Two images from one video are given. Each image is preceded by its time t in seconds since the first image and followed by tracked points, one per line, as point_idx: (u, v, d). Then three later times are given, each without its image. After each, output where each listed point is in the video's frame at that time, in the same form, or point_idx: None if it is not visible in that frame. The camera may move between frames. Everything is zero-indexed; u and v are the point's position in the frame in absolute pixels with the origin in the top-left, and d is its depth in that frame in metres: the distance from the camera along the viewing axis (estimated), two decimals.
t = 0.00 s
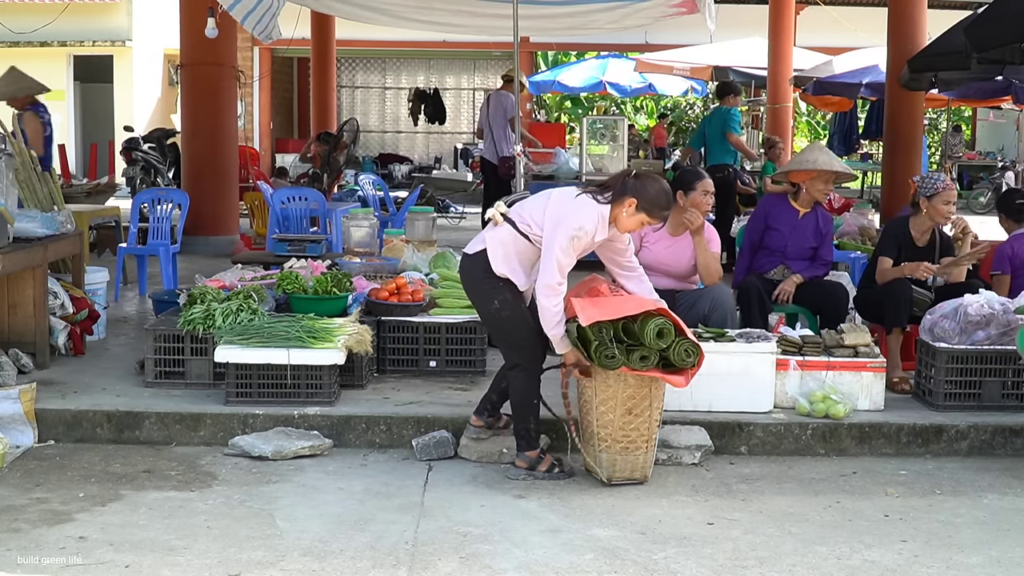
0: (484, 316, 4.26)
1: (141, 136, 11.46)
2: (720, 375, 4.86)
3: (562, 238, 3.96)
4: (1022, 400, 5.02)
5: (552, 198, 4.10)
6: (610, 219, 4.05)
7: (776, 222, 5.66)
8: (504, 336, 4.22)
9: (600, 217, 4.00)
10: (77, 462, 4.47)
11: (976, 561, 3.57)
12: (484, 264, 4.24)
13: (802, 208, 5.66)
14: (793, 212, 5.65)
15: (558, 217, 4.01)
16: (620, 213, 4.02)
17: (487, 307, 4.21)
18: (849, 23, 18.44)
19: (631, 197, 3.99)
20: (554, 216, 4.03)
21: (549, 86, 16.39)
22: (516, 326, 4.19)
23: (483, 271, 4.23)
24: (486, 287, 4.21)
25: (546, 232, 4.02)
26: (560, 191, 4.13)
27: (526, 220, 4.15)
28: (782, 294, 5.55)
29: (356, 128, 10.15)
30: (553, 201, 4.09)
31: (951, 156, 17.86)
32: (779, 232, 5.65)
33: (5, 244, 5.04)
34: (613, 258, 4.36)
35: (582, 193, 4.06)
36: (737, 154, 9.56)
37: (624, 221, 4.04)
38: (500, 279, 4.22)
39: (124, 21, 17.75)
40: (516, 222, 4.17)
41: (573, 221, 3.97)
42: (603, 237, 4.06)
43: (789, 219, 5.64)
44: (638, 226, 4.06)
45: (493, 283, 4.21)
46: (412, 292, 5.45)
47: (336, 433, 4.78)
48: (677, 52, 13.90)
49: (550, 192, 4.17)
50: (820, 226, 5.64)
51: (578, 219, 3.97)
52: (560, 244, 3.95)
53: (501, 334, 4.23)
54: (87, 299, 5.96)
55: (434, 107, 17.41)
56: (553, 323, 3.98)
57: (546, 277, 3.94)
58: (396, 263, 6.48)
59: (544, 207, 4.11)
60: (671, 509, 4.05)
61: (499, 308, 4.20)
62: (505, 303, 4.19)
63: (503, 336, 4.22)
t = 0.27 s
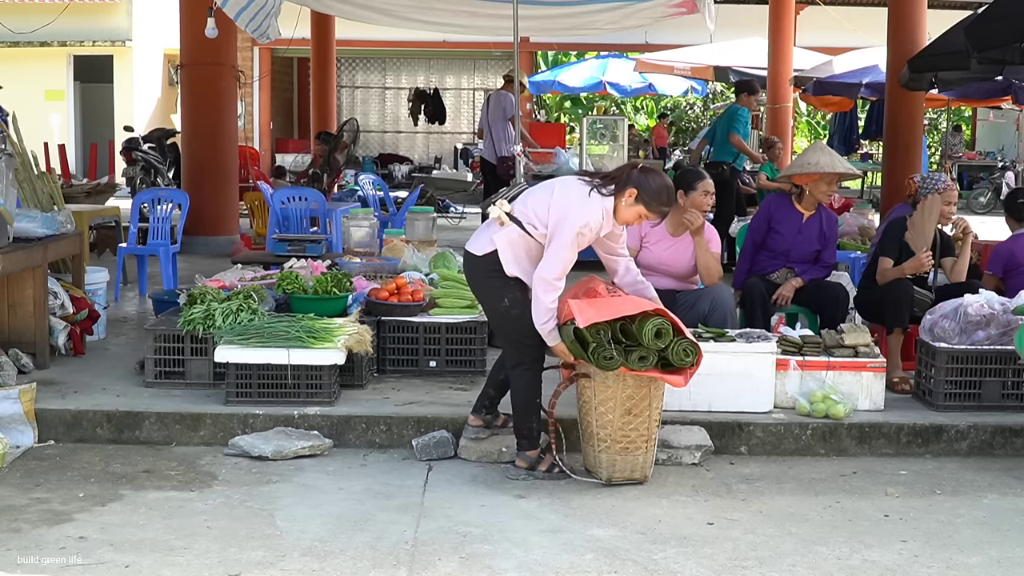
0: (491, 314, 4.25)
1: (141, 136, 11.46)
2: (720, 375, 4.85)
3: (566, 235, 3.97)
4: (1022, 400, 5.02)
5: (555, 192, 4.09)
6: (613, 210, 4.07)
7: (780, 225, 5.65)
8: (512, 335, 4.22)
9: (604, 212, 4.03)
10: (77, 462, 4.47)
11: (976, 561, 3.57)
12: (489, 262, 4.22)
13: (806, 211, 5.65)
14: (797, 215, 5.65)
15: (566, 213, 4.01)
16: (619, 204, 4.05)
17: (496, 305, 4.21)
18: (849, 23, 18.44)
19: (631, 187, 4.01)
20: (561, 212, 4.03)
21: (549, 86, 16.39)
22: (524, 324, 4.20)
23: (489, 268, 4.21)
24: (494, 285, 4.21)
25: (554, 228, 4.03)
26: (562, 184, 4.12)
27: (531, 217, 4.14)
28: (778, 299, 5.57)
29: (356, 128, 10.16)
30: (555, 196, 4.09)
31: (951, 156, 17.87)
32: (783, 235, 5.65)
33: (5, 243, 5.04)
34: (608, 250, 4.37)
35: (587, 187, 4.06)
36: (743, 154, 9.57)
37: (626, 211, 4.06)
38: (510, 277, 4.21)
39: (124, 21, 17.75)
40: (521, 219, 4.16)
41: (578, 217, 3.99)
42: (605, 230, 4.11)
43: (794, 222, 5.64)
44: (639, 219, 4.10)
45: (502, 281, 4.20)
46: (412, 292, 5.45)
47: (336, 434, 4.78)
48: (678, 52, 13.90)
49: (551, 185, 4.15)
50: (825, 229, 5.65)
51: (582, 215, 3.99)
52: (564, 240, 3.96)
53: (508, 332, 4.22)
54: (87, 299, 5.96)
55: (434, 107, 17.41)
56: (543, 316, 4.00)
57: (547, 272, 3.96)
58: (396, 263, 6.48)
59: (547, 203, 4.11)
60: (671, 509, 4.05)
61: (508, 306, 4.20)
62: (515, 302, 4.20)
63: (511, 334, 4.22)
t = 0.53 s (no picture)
0: (488, 313, 4.26)
1: (141, 136, 11.46)
2: (720, 375, 4.85)
3: (555, 232, 3.98)
4: (1022, 400, 5.02)
5: (545, 190, 4.07)
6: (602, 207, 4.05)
7: (782, 230, 5.66)
8: (508, 334, 4.23)
9: (593, 208, 4.02)
10: (77, 462, 4.47)
11: (976, 561, 3.57)
12: (486, 262, 4.21)
13: (807, 216, 5.65)
14: (799, 221, 5.65)
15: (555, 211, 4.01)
16: (608, 199, 4.03)
17: (493, 303, 4.22)
18: (849, 23, 18.45)
19: (618, 182, 4.00)
20: (551, 210, 4.02)
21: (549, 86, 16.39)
22: (521, 322, 4.21)
23: (484, 267, 4.22)
24: (490, 283, 4.22)
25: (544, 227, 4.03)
26: (552, 181, 4.09)
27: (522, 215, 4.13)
28: (778, 300, 5.54)
29: (356, 128, 10.15)
30: (545, 194, 4.07)
31: (951, 156, 17.88)
32: (785, 241, 5.65)
33: (5, 243, 5.04)
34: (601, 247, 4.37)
35: (576, 184, 4.06)
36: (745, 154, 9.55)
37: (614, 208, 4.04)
38: (507, 275, 4.23)
39: (124, 21, 17.75)
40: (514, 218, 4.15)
41: (567, 215, 3.99)
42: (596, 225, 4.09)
43: (796, 227, 5.64)
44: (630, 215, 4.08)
45: (497, 280, 4.21)
46: (412, 293, 5.45)
47: (336, 434, 4.78)
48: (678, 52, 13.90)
49: (542, 182, 4.13)
50: (827, 234, 5.64)
51: (570, 212, 3.99)
52: (554, 239, 3.97)
53: (504, 332, 4.23)
54: (87, 299, 5.95)
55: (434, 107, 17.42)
56: (543, 309, 4.01)
57: (537, 268, 3.98)
58: (396, 263, 6.48)
59: (538, 200, 4.09)
60: (671, 509, 4.05)
61: (505, 305, 4.20)
62: (512, 300, 4.20)
63: (509, 332, 4.23)
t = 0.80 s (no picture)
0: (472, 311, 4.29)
1: (141, 136, 11.46)
2: (720, 375, 4.86)
3: (526, 226, 3.97)
4: (1022, 400, 5.02)
5: (518, 187, 4.09)
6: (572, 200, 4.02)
7: (785, 234, 5.64)
8: (494, 333, 4.25)
9: (561, 200, 3.99)
10: (78, 462, 4.47)
11: (976, 561, 3.57)
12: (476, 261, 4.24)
13: (812, 219, 5.64)
14: (803, 225, 5.62)
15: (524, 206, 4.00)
16: (575, 191, 3.99)
17: (476, 302, 4.24)
18: (849, 23, 18.45)
19: (582, 173, 3.98)
20: (521, 205, 4.02)
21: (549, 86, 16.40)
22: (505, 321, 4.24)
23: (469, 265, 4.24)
24: (472, 283, 4.25)
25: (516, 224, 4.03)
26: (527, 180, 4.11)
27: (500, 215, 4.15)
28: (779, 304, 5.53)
29: (356, 128, 10.16)
30: (519, 190, 4.08)
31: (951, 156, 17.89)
32: (788, 245, 5.64)
33: (5, 243, 5.04)
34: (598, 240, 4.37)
35: (549, 179, 4.06)
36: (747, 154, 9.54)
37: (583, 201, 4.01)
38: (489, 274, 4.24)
39: (124, 21, 17.74)
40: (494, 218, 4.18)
41: (534, 208, 3.97)
42: (569, 219, 4.05)
43: (799, 231, 5.62)
44: (600, 208, 4.02)
45: (480, 279, 4.24)
46: (412, 292, 5.45)
47: (336, 434, 4.78)
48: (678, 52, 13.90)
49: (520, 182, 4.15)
50: (831, 236, 5.63)
51: (538, 205, 3.97)
52: (526, 234, 3.97)
53: (489, 331, 4.26)
54: (87, 299, 5.95)
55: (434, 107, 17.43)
56: (534, 305, 3.99)
57: (517, 266, 3.98)
58: (396, 263, 6.48)
59: (513, 197, 4.10)
60: (671, 509, 4.05)
61: (488, 303, 4.23)
62: (494, 299, 4.23)
63: (495, 332, 4.25)
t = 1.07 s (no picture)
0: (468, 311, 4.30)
1: (141, 136, 11.46)
2: (720, 375, 4.86)
3: (521, 233, 3.97)
4: (1022, 400, 5.02)
5: (518, 193, 4.09)
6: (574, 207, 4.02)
7: (791, 236, 5.62)
8: (490, 332, 4.26)
9: (562, 209, 3.98)
10: (78, 462, 4.47)
11: (976, 561, 3.57)
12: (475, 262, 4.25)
13: (818, 222, 5.60)
14: (809, 227, 5.60)
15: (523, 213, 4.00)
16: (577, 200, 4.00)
17: (470, 301, 4.25)
18: (849, 23, 18.45)
19: (581, 181, 3.98)
20: (520, 212, 4.02)
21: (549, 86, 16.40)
22: (497, 320, 4.24)
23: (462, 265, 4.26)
24: (467, 282, 4.26)
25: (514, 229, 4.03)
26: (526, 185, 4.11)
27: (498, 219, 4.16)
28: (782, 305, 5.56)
29: (356, 128, 10.16)
30: (519, 196, 4.08)
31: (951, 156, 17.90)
32: (794, 247, 5.62)
33: (5, 243, 5.04)
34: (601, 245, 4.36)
35: (547, 186, 4.05)
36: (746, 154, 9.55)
37: (584, 208, 4.01)
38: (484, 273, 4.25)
39: (124, 21, 17.74)
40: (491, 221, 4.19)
41: (531, 215, 3.97)
42: (570, 228, 4.05)
43: (805, 233, 5.60)
44: (606, 212, 4.01)
45: (474, 278, 4.24)
46: (412, 293, 5.45)
47: (336, 434, 4.78)
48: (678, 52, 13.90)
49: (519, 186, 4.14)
50: (837, 237, 5.60)
51: (535, 212, 3.97)
52: (522, 241, 3.97)
53: (486, 330, 4.27)
54: (87, 299, 5.95)
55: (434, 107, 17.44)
56: (525, 315, 4.03)
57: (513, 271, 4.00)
58: (395, 263, 6.48)
59: (512, 202, 4.10)
60: (671, 509, 4.05)
61: (481, 302, 4.24)
62: (487, 298, 4.23)
63: (488, 330, 4.26)
